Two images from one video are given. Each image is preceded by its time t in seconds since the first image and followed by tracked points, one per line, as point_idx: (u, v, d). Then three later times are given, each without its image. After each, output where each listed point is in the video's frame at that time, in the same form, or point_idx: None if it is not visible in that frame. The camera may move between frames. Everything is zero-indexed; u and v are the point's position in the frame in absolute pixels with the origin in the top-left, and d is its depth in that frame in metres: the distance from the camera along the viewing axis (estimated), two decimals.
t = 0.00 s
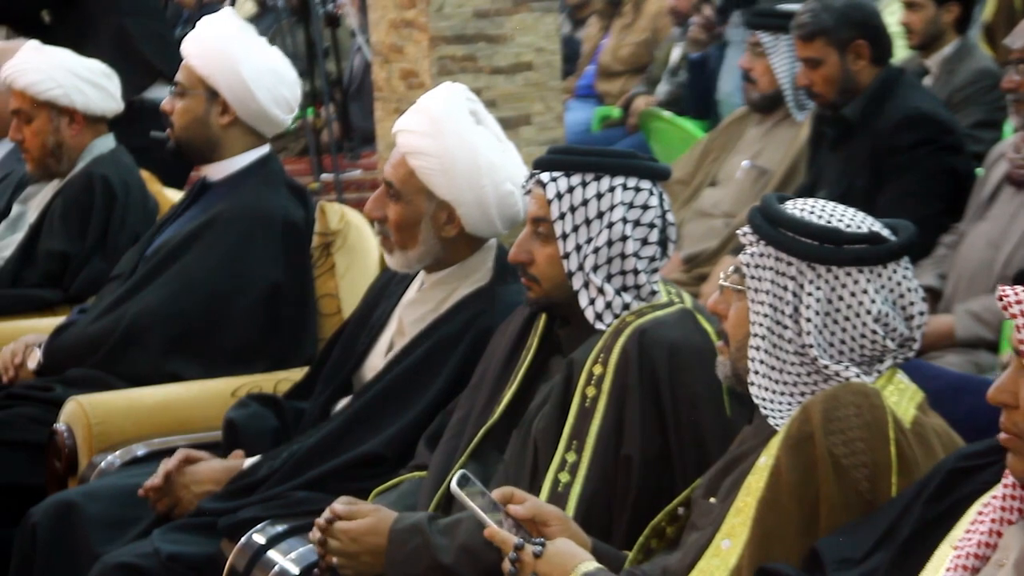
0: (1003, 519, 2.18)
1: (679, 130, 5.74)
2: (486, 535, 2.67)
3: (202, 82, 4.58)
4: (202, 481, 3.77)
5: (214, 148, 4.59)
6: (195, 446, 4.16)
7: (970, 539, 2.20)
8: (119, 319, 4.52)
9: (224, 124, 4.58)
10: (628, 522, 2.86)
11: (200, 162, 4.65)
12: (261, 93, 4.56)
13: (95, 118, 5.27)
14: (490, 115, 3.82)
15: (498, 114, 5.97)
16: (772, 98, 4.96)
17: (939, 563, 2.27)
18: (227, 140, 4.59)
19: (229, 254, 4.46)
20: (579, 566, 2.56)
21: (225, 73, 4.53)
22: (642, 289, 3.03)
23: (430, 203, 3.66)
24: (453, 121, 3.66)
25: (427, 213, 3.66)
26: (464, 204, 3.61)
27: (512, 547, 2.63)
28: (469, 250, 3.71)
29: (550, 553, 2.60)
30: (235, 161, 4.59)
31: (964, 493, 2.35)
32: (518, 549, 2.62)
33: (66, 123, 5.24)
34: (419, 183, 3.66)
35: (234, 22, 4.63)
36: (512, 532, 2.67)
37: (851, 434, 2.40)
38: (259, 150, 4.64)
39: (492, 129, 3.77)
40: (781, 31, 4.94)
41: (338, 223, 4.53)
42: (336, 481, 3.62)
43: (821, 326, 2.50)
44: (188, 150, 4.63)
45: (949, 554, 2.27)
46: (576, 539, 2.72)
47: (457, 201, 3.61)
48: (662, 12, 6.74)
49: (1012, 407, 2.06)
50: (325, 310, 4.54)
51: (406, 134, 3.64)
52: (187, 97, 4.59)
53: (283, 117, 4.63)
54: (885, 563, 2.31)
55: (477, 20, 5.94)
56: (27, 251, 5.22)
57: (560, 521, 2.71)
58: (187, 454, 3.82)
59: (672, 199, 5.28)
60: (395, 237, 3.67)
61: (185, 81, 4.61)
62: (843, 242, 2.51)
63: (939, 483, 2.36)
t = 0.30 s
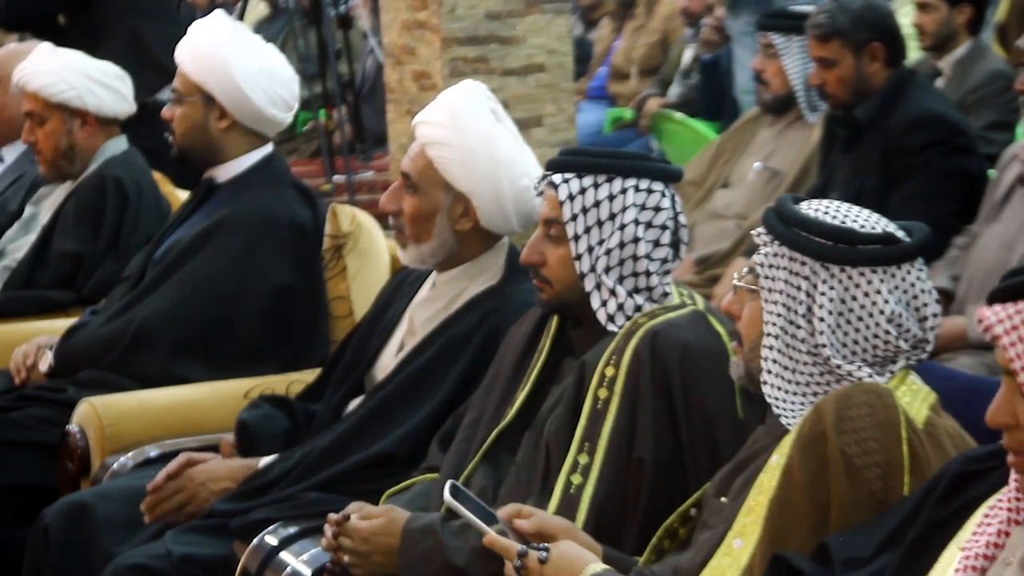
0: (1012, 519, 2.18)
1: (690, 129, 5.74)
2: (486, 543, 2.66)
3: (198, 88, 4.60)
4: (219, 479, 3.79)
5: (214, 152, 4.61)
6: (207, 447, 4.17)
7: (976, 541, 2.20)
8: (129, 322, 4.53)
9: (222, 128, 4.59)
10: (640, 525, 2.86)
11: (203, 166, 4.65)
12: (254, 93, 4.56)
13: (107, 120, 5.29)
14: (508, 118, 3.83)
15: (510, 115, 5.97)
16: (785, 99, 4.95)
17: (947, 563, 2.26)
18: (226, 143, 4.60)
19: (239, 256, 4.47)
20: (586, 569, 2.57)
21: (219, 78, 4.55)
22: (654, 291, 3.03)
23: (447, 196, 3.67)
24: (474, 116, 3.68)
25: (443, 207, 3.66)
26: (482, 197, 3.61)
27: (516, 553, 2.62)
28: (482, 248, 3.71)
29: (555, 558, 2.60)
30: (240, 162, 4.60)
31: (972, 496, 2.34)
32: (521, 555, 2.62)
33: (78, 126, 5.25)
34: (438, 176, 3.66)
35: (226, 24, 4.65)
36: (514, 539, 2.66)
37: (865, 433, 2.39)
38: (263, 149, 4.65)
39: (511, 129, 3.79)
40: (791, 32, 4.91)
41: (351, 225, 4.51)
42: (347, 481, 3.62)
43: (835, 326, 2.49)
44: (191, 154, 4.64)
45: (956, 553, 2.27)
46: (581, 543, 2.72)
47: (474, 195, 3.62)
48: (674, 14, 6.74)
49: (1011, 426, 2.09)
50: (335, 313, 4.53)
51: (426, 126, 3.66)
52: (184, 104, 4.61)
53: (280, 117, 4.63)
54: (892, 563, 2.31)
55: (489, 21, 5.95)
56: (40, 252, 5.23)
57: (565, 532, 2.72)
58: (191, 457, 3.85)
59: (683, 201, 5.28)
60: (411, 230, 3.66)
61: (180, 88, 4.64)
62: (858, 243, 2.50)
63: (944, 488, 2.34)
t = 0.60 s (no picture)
0: None
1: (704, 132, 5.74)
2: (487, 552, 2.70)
3: (220, 92, 4.62)
4: (241, 480, 3.79)
5: (234, 155, 4.61)
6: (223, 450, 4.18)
7: (990, 560, 2.19)
8: (145, 325, 4.54)
9: (243, 132, 4.60)
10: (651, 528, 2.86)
11: (221, 169, 4.66)
12: (276, 97, 4.57)
13: (123, 124, 5.30)
14: (530, 122, 3.83)
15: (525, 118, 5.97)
16: (800, 103, 4.94)
17: None
18: (246, 146, 4.61)
19: (254, 259, 4.47)
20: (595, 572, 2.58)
21: (240, 82, 4.56)
22: (663, 296, 3.03)
23: (459, 197, 3.67)
24: (493, 118, 3.67)
25: (455, 207, 3.67)
26: (493, 199, 3.61)
27: (523, 560, 2.64)
28: (496, 251, 3.71)
29: (563, 561, 2.61)
30: (257, 167, 4.60)
31: (989, 508, 2.32)
32: (529, 561, 2.63)
33: (93, 129, 5.27)
34: (451, 177, 3.67)
35: (249, 30, 4.67)
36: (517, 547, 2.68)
37: (882, 436, 2.39)
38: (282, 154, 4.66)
39: (532, 134, 3.78)
40: (808, 35, 4.86)
41: (365, 228, 4.56)
42: (364, 485, 3.64)
43: (851, 329, 2.49)
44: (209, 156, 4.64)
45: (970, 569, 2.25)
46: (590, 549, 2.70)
47: (485, 196, 3.62)
48: (688, 17, 6.73)
49: None
50: (350, 316, 4.58)
51: (444, 125, 3.67)
52: (206, 106, 4.63)
53: (302, 123, 4.64)
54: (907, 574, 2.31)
55: (504, 25, 5.94)
56: (55, 256, 5.24)
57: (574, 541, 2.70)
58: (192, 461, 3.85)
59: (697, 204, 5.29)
60: (424, 229, 3.69)
61: (204, 90, 4.66)
62: (875, 245, 2.50)
63: (958, 502, 2.34)
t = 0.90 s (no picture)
0: None
1: (716, 136, 5.73)
2: (498, 567, 2.68)
3: (243, 92, 4.63)
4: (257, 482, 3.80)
5: (254, 158, 4.62)
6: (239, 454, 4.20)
7: (1010, 569, 2.19)
8: (160, 329, 4.56)
9: (264, 134, 4.61)
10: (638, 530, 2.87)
11: (239, 172, 4.67)
12: (299, 102, 4.59)
13: (138, 128, 5.32)
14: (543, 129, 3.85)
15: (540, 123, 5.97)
16: (813, 108, 4.94)
17: None
18: (266, 149, 4.62)
19: (269, 262, 4.48)
20: None
21: (264, 84, 4.58)
22: (641, 299, 3.01)
23: (471, 201, 3.67)
24: (506, 123, 3.70)
25: (468, 210, 3.67)
26: (506, 202, 3.64)
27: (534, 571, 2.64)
28: (510, 257, 3.71)
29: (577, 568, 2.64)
30: (273, 172, 4.62)
31: (1007, 519, 2.27)
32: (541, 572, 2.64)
33: (108, 134, 5.28)
34: (465, 180, 3.67)
35: (275, 34, 4.68)
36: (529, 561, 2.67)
37: (897, 440, 2.35)
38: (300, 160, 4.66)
39: (545, 140, 3.81)
40: (821, 39, 4.85)
41: (379, 233, 4.52)
42: (377, 489, 3.63)
43: (867, 332, 2.49)
44: (228, 158, 4.65)
45: None
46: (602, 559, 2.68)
47: (498, 199, 3.64)
48: (702, 21, 6.72)
49: None
50: (364, 320, 4.57)
51: (457, 129, 3.69)
52: (229, 107, 4.64)
53: (324, 131, 4.66)
54: None
55: (518, 29, 5.95)
56: (70, 260, 5.26)
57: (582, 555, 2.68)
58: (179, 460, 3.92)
59: (710, 208, 5.30)
60: (437, 232, 3.68)
61: (227, 92, 4.67)
62: (893, 249, 2.49)
63: (976, 512, 2.28)
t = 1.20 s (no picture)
0: None
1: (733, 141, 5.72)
2: None
3: (263, 96, 4.64)
4: (270, 489, 3.81)
5: (272, 163, 4.63)
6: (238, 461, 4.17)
7: None
8: (178, 335, 4.57)
9: (283, 138, 4.62)
10: (596, 513, 2.70)
11: (256, 176, 4.68)
12: (319, 107, 4.60)
13: (155, 133, 5.34)
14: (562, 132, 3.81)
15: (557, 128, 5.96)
16: (831, 112, 4.93)
17: None
18: (284, 153, 4.63)
19: (287, 268, 4.48)
20: None
21: (284, 91, 4.59)
22: (580, 286, 2.91)
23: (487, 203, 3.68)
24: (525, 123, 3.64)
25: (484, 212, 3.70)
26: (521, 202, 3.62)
27: None
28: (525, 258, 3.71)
29: None
30: (290, 177, 4.63)
31: None
32: None
33: (126, 139, 5.30)
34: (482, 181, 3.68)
35: (295, 39, 4.68)
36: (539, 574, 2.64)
37: (904, 449, 2.26)
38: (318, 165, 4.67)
39: (565, 143, 3.72)
40: (837, 43, 4.84)
41: (394, 237, 4.53)
42: (393, 493, 3.63)
43: (878, 340, 2.46)
44: (246, 163, 4.66)
45: None
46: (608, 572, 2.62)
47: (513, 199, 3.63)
48: (719, 25, 6.69)
49: None
50: (380, 325, 4.57)
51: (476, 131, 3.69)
52: (248, 111, 4.65)
53: (343, 137, 4.67)
54: None
55: (535, 34, 5.95)
56: (88, 265, 5.26)
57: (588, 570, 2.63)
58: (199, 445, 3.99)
59: (727, 212, 5.30)
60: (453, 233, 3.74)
61: (246, 95, 4.68)
62: (901, 253, 2.46)
63: (999, 514, 2.16)
